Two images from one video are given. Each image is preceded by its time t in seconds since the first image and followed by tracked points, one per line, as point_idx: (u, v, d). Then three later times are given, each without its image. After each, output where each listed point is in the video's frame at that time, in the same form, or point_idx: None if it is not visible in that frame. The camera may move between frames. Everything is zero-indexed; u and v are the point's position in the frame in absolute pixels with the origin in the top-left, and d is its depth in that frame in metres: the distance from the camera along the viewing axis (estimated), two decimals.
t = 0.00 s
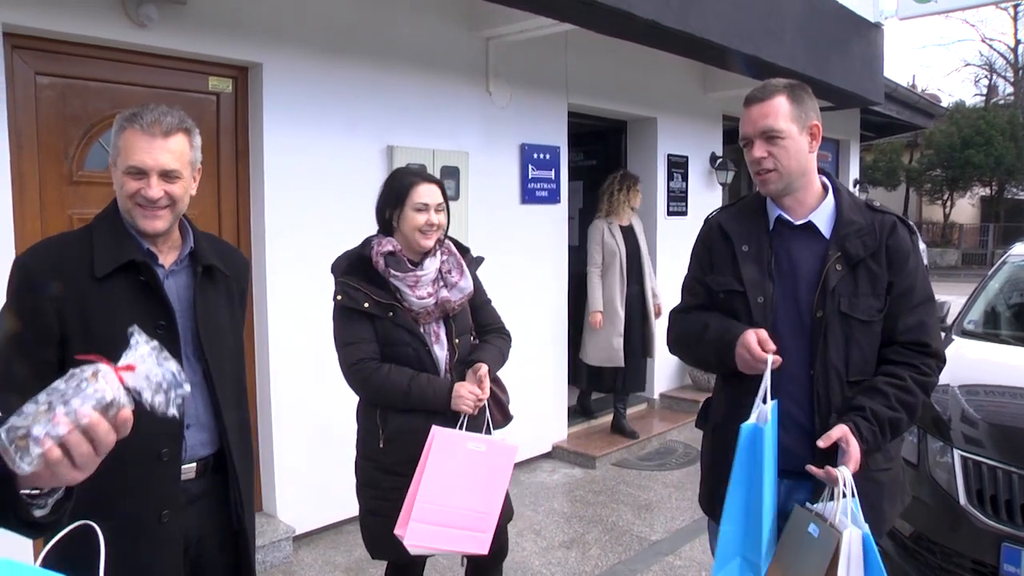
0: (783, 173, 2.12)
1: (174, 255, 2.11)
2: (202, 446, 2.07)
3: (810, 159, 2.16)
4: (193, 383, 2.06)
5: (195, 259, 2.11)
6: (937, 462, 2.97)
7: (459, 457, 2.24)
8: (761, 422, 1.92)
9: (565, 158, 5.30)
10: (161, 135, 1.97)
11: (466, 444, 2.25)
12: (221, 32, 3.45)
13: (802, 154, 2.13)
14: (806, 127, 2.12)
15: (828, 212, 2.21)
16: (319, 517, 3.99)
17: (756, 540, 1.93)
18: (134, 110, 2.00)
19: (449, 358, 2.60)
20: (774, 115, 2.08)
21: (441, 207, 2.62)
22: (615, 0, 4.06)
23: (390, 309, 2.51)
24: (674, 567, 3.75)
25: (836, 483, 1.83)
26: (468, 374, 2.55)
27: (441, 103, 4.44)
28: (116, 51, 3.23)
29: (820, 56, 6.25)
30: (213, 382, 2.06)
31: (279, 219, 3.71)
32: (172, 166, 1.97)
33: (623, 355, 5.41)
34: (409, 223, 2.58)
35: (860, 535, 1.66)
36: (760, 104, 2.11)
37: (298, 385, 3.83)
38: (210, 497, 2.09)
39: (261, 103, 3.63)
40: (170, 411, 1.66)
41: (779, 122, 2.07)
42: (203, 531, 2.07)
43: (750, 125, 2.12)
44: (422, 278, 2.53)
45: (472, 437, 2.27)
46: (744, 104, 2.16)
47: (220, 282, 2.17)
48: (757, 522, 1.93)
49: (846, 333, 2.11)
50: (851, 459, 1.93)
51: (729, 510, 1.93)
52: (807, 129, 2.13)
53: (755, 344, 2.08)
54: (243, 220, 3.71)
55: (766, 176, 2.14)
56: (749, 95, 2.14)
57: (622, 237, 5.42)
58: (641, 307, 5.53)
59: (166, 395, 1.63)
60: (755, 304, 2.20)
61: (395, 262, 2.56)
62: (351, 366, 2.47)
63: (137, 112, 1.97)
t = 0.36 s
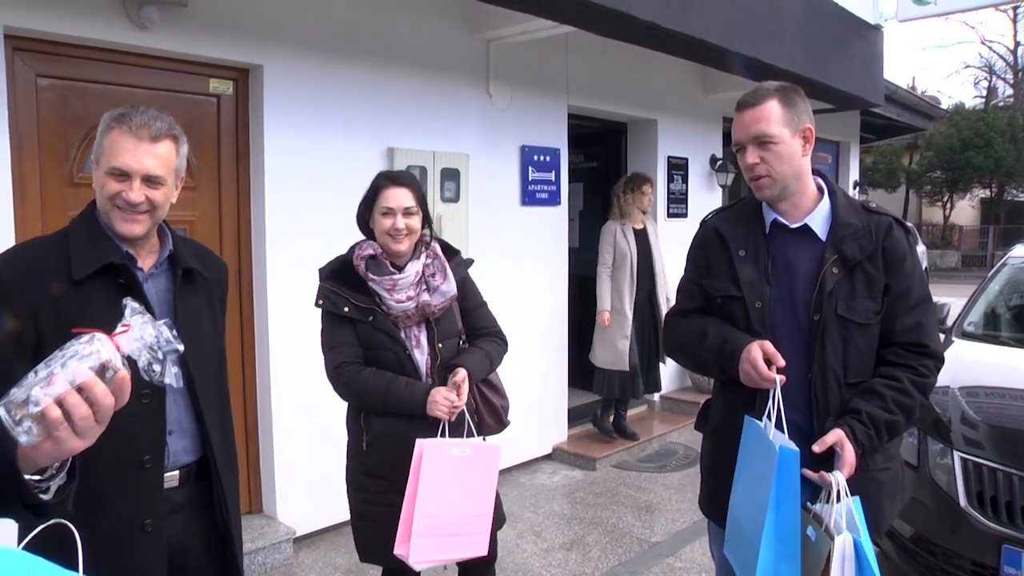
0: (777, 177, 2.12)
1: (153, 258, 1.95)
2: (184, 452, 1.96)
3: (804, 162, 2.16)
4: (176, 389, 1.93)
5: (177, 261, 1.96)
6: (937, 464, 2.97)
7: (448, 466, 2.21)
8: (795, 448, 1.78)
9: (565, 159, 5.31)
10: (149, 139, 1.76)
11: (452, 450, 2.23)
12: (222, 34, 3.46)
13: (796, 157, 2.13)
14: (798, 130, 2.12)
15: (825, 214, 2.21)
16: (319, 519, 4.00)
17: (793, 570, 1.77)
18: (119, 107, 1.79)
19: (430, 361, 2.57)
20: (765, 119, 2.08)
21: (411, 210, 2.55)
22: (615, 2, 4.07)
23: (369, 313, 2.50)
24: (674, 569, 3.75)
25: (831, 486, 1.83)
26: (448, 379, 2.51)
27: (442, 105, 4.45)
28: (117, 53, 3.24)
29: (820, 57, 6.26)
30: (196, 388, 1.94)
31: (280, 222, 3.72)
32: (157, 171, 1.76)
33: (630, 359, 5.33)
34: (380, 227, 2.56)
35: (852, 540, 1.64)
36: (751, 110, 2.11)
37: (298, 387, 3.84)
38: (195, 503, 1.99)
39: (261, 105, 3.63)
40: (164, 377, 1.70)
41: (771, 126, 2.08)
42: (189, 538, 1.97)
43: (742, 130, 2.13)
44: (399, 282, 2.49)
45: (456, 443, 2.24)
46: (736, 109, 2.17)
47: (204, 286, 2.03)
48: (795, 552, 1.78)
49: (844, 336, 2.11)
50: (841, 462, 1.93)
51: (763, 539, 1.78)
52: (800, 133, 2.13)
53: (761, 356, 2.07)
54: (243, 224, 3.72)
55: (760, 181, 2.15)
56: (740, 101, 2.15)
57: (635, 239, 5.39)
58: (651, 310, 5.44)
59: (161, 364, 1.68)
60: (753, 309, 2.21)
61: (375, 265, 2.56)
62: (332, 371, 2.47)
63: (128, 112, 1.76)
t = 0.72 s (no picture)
0: (784, 169, 2.12)
1: (142, 256, 1.91)
2: (178, 452, 1.91)
3: (811, 154, 2.16)
4: (166, 388, 1.88)
5: (165, 260, 1.91)
6: (948, 466, 2.96)
7: (437, 468, 2.25)
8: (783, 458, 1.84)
9: (575, 159, 5.30)
10: (143, 137, 1.78)
11: (443, 453, 2.27)
12: (234, 32, 3.47)
13: (803, 149, 2.12)
14: (804, 122, 2.11)
15: (834, 210, 2.21)
16: (328, 516, 4.01)
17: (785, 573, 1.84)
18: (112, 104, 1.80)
19: (427, 362, 2.45)
20: (770, 111, 2.08)
21: (411, 209, 2.41)
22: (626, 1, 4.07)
23: (368, 312, 2.42)
24: (683, 569, 3.74)
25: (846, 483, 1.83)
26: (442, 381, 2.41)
27: (453, 104, 4.45)
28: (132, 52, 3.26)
29: (831, 57, 6.24)
30: (188, 388, 1.90)
31: (290, 220, 3.72)
32: (151, 169, 1.78)
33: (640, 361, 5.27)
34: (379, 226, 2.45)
35: (869, 537, 1.65)
36: (756, 102, 2.11)
37: (308, 384, 3.85)
38: (191, 503, 1.95)
39: (272, 103, 3.64)
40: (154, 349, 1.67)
41: (775, 118, 2.07)
42: (187, 535, 1.94)
43: (747, 122, 2.13)
44: (396, 281, 2.39)
45: (448, 445, 2.27)
46: (743, 102, 2.17)
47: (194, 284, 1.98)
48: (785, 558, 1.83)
49: (858, 332, 2.11)
50: (858, 461, 1.95)
51: (756, 549, 1.82)
52: (806, 124, 2.12)
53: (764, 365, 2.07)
54: (254, 222, 3.73)
55: (767, 174, 2.14)
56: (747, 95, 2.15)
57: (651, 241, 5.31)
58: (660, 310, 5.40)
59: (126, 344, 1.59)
60: (757, 309, 2.20)
61: (375, 265, 2.48)
62: (333, 368, 2.44)
63: (123, 108, 1.78)
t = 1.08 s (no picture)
0: (829, 163, 2.09)
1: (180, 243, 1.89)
2: (224, 434, 1.90)
3: (856, 149, 2.12)
4: (211, 372, 1.87)
5: (203, 246, 1.89)
6: (999, 465, 2.88)
7: (463, 454, 2.22)
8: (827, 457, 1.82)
9: (618, 150, 5.28)
10: (175, 124, 1.72)
11: (470, 441, 2.23)
12: (279, 25, 3.52)
13: (848, 143, 2.09)
14: (851, 115, 2.08)
15: (877, 203, 2.17)
16: (371, 504, 4.06)
17: None
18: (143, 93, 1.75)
19: (466, 352, 2.44)
20: (817, 103, 2.05)
21: (454, 199, 2.41)
22: None
23: (410, 301, 2.42)
24: (723, 562, 3.72)
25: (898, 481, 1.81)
26: (478, 371, 2.40)
27: (495, 96, 4.46)
28: (180, 46, 3.33)
29: (878, 46, 6.12)
30: (231, 372, 1.88)
31: (333, 210, 3.77)
32: (184, 156, 1.72)
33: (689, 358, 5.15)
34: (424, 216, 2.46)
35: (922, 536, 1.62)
36: (803, 95, 2.09)
37: (350, 373, 3.89)
38: (237, 484, 1.95)
39: (316, 95, 3.68)
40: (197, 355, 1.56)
41: (822, 112, 2.05)
42: (233, 516, 1.94)
43: (793, 115, 2.10)
44: (438, 270, 2.39)
45: (475, 434, 2.23)
46: (788, 95, 2.14)
47: (231, 269, 1.96)
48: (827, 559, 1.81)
49: (903, 327, 2.07)
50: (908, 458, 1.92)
51: (801, 543, 1.79)
52: (853, 118, 2.09)
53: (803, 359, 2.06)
54: (298, 213, 3.78)
55: (812, 167, 2.11)
56: (794, 88, 2.12)
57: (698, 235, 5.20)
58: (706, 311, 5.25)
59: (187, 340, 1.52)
60: (799, 302, 2.17)
61: (419, 254, 2.50)
62: (376, 354, 2.47)
63: (152, 96, 1.72)
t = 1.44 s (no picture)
0: (926, 185, 2.06)
1: (265, 221, 1.93)
2: (303, 410, 1.97)
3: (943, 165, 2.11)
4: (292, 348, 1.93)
5: (287, 226, 1.93)
6: None
7: (526, 441, 2.27)
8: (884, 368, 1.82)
9: (668, 141, 5.28)
10: (265, 107, 1.78)
11: (533, 427, 2.28)
12: (342, 12, 3.57)
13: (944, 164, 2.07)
14: (955, 137, 2.04)
15: (943, 201, 2.14)
16: (417, 487, 4.12)
17: (890, 488, 1.82)
18: (233, 79, 1.81)
19: (529, 338, 2.47)
20: (942, 131, 1.98)
21: (521, 187, 2.46)
22: None
23: (474, 285, 2.47)
24: (767, 556, 3.72)
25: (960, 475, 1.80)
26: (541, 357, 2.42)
27: (549, 86, 4.48)
28: (245, 32, 3.39)
29: (935, 41, 6.02)
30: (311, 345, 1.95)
31: (388, 196, 3.82)
32: (273, 138, 1.78)
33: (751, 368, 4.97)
34: (491, 203, 2.51)
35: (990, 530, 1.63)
36: (929, 116, 1.98)
37: (402, 357, 3.95)
38: (313, 460, 2.00)
39: (376, 82, 3.73)
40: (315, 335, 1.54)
41: (944, 140, 1.99)
42: (309, 491, 1.99)
43: (913, 134, 2.00)
44: (503, 257, 2.44)
45: (538, 420, 2.29)
46: (905, 103, 2.02)
47: (314, 249, 1.99)
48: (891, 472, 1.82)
49: (965, 322, 2.05)
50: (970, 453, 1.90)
51: (857, 465, 1.80)
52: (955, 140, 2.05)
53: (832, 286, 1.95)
54: (354, 198, 3.84)
55: (909, 186, 2.08)
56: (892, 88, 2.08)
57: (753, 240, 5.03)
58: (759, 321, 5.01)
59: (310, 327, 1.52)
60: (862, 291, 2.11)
61: (484, 240, 2.55)
62: (439, 338, 2.51)
63: (243, 80, 1.79)
